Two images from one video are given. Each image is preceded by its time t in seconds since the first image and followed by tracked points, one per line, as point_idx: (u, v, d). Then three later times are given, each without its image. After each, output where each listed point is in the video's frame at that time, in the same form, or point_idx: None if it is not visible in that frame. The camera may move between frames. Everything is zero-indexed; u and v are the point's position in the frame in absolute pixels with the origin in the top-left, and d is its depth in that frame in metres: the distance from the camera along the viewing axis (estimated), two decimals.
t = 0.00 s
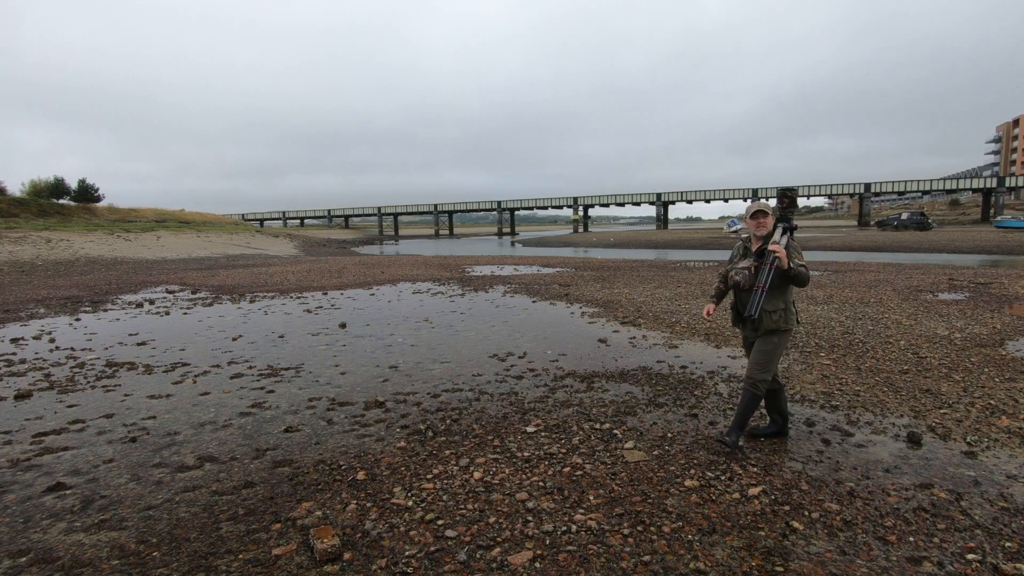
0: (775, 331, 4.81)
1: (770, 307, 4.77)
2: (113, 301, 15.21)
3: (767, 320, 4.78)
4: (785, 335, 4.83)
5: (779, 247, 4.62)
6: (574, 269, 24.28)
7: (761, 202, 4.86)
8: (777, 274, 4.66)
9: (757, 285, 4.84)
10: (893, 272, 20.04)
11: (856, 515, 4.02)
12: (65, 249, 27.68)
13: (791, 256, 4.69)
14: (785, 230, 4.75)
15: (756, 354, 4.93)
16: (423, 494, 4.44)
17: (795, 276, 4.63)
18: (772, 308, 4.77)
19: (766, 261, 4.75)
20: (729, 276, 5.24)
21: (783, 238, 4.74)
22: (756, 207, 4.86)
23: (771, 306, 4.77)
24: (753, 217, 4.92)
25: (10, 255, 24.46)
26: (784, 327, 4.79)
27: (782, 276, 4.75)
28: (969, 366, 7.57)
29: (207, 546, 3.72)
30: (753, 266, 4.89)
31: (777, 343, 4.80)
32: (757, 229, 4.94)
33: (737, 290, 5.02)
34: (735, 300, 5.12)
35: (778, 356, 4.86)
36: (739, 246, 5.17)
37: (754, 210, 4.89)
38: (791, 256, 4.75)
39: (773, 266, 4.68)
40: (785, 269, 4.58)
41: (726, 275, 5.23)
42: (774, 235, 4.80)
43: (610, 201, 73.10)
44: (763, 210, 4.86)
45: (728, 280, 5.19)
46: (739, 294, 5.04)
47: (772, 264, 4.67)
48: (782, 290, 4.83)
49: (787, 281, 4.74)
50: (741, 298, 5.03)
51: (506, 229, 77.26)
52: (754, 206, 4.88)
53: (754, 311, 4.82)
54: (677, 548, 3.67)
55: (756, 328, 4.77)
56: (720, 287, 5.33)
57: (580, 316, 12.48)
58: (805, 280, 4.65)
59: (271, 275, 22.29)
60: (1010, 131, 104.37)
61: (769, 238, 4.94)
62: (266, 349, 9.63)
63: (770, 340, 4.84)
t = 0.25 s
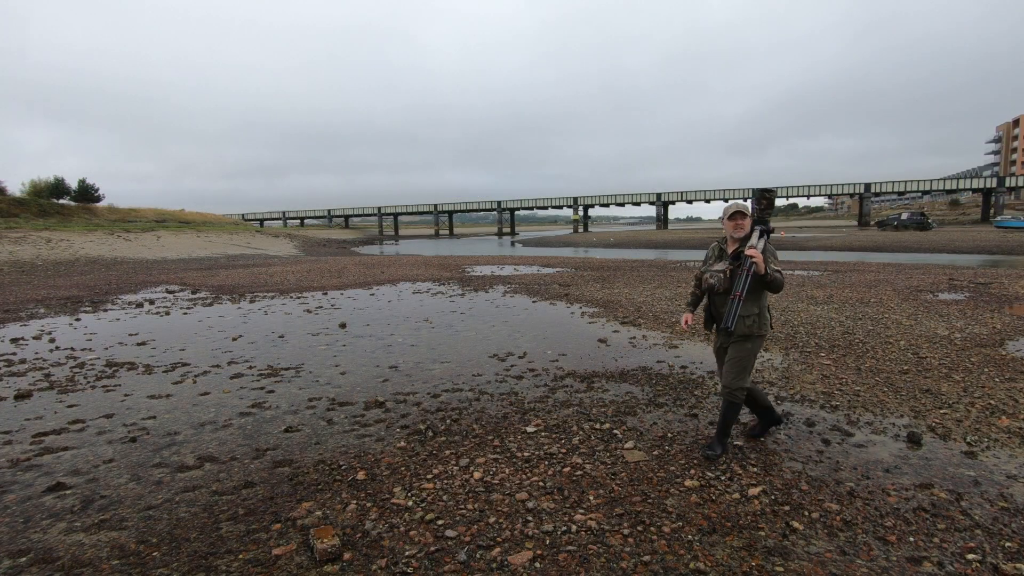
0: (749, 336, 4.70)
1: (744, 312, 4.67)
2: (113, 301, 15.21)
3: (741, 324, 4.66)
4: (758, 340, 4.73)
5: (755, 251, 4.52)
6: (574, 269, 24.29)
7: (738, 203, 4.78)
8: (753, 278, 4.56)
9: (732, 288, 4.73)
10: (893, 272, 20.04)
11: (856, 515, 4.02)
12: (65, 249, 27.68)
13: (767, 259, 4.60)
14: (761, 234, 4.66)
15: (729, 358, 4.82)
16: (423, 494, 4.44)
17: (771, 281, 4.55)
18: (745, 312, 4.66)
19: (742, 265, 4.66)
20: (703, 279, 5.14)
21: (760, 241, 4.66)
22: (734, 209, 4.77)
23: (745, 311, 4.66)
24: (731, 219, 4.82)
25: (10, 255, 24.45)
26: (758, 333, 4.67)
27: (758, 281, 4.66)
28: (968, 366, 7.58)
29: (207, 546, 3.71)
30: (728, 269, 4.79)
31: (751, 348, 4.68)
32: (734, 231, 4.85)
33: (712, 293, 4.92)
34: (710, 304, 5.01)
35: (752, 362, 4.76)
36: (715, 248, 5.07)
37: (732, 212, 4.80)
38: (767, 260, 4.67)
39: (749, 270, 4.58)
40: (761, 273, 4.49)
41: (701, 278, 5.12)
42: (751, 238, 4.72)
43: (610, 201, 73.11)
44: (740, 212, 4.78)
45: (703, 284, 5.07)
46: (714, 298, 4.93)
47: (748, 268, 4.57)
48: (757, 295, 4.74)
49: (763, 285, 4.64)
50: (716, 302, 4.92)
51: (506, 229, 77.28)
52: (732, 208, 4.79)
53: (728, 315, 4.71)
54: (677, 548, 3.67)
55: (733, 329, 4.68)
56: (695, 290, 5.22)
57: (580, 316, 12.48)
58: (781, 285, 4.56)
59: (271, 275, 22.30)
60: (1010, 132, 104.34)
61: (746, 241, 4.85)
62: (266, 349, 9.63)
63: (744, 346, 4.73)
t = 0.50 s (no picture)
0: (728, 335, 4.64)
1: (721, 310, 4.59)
2: (113, 301, 15.21)
3: (721, 324, 4.59)
4: (738, 339, 4.67)
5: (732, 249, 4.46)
6: (574, 269, 24.29)
7: (716, 200, 4.72)
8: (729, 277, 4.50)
9: (709, 287, 4.68)
10: (893, 272, 20.03)
11: (856, 515, 4.02)
12: (65, 249, 27.67)
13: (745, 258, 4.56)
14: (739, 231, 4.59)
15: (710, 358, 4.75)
16: (423, 494, 4.44)
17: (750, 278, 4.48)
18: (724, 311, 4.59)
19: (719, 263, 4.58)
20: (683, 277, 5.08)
21: (738, 239, 4.59)
22: (711, 206, 4.70)
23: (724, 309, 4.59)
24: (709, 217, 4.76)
25: (10, 255, 24.46)
26: (739, 332, 4.61)
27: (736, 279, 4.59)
28: (968, 366, 7.58)
29: (206, 546, 3.71)
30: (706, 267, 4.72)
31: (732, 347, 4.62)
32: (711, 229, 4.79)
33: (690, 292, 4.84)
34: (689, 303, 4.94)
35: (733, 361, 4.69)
36: (693, 245, 5.01)
37: (709, 209, 4.73)
38: (746, 257, 4.61)
39: (726, 269, 4.52)
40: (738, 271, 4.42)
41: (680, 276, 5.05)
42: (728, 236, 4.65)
43: (610, 201, 73.09)
44: (717, 209, 4.72)
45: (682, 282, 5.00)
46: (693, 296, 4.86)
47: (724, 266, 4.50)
48: (736, 293, 4.68)
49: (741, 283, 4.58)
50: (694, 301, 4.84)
51: (506, 229, 77.29)
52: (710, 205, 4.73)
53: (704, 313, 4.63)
54: (677, 548, 3.67)
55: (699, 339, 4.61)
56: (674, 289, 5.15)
57: (580, 316, 12.48)
58: (759, 283, 4.51)
59: (271, 275, 22.30)
60: (1010, 132, 104.30)
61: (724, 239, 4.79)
62: (266, 349, 9.63)
63: (724, 346, 4.67)
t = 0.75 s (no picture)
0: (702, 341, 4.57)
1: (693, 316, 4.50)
2: (113, 301, 15.20)
3: (693, 330, 4.51)
4: (714, 345, 4.61)
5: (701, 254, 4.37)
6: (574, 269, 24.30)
7: (685, 203, 4.62)
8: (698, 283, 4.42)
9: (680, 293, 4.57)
10: (892, 272, 20.04)
11: (856, 515, 4.02)
12: (65, 249, 27.67)
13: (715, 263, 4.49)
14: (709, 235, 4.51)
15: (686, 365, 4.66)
16: (423, 494, 4.44)
17: (721, 284, 4.40)
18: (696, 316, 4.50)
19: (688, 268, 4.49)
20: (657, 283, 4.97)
21: (707, 243, 4.50)
22: (680, 211, 4.60)
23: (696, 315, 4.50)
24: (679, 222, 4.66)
25: (10, 255, 24.45)
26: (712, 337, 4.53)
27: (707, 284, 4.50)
28: (968, 366, 7.58)
29: (206, 546, 3.71)
30: (677, 273, 4.61)
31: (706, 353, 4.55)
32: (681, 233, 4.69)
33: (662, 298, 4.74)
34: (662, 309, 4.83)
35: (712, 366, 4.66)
36: (666, 250, 4.92)
37: (679, 214, 4.64)
38: (717, 262, 4.53)
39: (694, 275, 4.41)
40: (708, 277, 4.34)
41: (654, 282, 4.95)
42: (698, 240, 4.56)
43: (610, 201, 73.10)
44: (687, 212, 4.62)
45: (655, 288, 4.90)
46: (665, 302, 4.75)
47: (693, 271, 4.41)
48: (708, 298, 4.58)
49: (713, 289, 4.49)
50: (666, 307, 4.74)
51: (506, 229, 77.29)
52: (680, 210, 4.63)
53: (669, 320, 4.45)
54: (677, 548, 3.67)
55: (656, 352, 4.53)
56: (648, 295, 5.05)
57: (580, 316, 12.49)
58: (731, 288, 4.43)
59: (271, 275, 22.29)
60: (1010, 132, 104.28)
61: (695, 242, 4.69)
62: (266, 349, 9.62)
63: (699, 351, 4.60)
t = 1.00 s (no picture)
0: (667, 344, 4.45)
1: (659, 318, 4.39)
2: (113, 301, 15.21)
3: (658, 332, 4.41)
4: (680, 347, 4.48)
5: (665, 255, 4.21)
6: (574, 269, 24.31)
7: (652, 202, 4.43)
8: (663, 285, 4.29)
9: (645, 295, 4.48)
10: (892, 272, 20.05)
11: (856, 515, 4.02)
12: (65, 249, 27.67)
13: (680, 265, 4.32)
14: (675, 236, 4.37)
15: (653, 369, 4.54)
16: (423, 494, 4.44)
17: (686, 286, 4.23)
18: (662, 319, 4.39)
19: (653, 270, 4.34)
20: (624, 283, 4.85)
21: (672, 244, 4.35)
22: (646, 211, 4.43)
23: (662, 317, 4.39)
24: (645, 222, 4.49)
25: (10, 255, 24.45)
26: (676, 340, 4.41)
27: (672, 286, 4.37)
28: (968, 366, 7.58)
29: (206, 546, 3.71)
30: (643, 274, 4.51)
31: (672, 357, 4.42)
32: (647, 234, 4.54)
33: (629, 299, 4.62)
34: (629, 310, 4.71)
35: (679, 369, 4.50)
36: (633, 249, 4.78)
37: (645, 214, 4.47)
38: (683, 264, 4.37)
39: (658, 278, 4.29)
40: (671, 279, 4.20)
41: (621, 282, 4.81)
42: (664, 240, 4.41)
43: (610, 201, 73.10)
44: (653, 212, 4.45)
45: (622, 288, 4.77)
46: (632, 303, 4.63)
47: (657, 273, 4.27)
48: (674, 299, 4.45)
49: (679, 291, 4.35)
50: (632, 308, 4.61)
51: (506, 229, 77.32)
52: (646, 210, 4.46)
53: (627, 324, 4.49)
54: (676, 548, 3.68)
55: (611, 358, 4.43)
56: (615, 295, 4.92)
57: (580, 316, 12.50)
58: (697, 290, 4.24)
59: (271, 275, 22.30)
60: (1010, 132, 104.29)
61: (662, 242, 4.54)
62: (266, 349, 9.63)
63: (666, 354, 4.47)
